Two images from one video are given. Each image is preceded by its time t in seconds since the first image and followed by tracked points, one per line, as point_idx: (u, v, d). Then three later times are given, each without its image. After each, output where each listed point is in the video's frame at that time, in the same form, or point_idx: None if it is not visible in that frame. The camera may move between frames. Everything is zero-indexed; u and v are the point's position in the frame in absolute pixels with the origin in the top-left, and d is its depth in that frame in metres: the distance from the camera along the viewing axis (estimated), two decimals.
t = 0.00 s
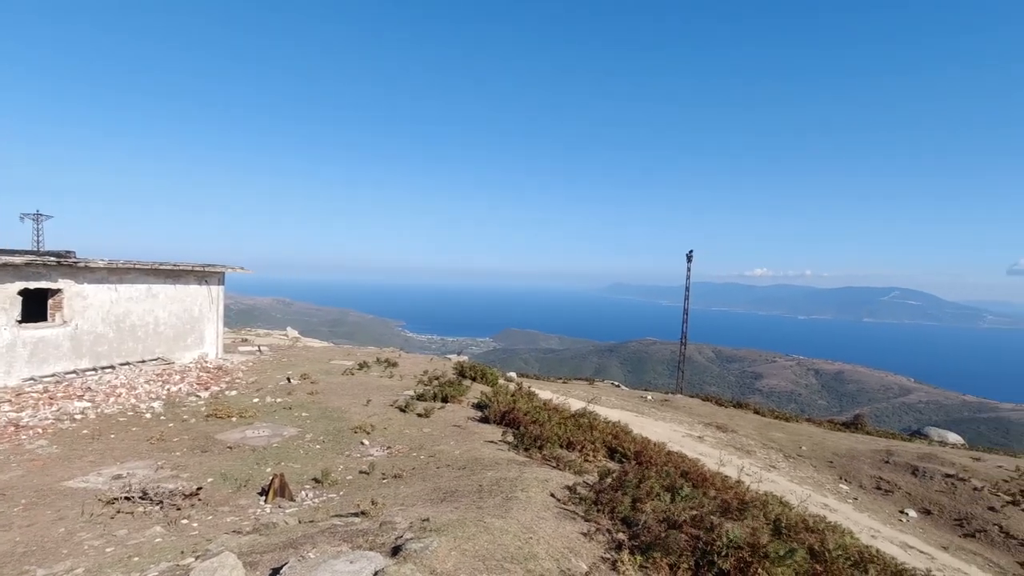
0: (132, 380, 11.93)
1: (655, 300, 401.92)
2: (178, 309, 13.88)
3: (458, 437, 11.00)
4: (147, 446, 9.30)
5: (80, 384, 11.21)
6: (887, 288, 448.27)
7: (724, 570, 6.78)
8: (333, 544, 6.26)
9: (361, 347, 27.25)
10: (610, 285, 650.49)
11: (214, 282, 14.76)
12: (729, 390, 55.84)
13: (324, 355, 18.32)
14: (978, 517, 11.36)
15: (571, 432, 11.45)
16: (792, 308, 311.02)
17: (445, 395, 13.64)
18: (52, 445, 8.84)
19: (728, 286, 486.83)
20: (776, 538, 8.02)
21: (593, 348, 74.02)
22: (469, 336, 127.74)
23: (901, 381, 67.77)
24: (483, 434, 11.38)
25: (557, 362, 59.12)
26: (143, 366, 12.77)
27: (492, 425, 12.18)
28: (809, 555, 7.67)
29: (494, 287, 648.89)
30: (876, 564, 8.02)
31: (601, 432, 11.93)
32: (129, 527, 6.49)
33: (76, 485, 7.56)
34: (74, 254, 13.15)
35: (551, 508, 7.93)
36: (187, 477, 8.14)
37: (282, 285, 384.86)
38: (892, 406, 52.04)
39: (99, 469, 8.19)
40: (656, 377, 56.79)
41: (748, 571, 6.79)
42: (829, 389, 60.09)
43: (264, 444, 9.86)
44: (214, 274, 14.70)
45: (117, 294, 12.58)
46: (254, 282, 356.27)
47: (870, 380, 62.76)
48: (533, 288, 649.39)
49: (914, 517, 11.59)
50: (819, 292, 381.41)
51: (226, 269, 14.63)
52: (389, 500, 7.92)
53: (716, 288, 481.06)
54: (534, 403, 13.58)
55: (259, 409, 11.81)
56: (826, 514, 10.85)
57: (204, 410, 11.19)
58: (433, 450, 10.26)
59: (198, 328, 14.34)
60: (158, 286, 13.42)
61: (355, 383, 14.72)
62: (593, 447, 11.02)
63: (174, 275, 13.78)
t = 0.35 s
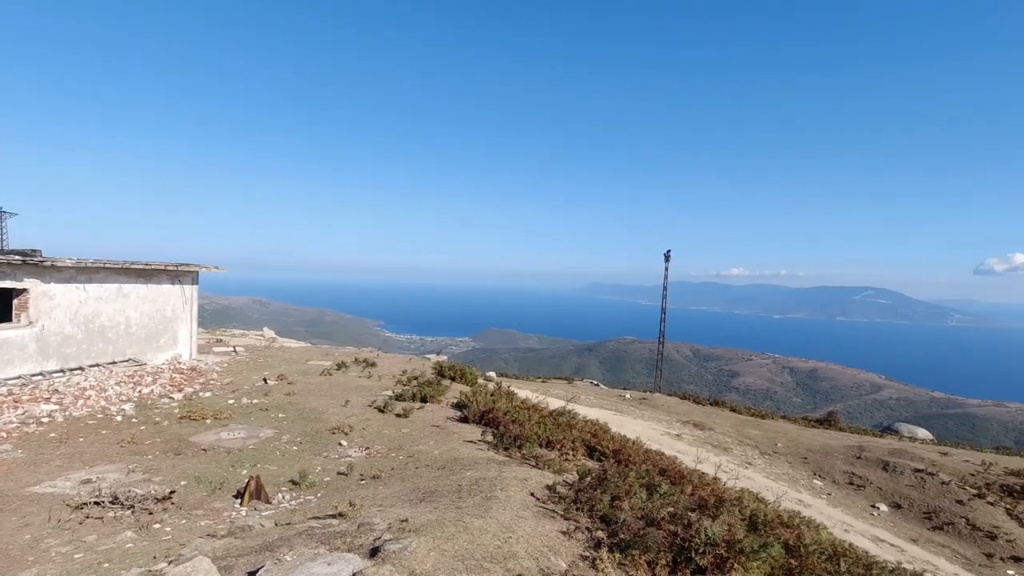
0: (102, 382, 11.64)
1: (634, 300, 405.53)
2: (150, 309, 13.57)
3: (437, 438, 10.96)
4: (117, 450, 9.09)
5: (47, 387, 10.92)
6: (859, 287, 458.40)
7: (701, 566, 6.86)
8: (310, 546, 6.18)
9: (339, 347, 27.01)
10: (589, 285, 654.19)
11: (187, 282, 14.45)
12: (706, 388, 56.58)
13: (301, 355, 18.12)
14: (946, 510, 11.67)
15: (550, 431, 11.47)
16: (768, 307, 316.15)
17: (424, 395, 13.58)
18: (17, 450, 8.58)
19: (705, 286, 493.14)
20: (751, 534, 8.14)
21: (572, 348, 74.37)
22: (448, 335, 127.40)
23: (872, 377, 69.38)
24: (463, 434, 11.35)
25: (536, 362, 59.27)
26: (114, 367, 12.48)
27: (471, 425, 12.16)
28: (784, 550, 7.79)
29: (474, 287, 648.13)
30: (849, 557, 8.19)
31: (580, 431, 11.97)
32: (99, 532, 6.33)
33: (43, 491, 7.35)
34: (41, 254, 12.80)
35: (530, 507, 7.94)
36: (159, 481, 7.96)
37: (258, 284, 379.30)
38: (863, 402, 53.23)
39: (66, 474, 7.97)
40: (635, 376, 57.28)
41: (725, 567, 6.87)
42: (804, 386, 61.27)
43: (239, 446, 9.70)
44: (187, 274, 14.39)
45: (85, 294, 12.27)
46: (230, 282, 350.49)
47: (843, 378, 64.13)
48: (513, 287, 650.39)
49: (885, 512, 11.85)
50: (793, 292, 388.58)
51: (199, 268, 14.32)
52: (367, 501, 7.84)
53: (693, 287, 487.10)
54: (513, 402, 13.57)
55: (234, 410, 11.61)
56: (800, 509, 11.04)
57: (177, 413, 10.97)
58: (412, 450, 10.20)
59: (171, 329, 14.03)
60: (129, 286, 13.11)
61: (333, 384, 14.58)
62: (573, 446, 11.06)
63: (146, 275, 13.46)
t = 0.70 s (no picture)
0: (75, 384, 11.38)
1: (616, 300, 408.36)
2: (125, 310, 13.29)
3: (419, 438, 10.91)
4: (91, 453, 8.89)
5: (17, 389, 10.66)
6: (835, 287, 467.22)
7: (682, 563, 6.91)
8: (290, 549, 6.10)
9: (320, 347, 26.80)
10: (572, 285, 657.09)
11: (164, 281, 14.16)
12: (687, 386, 57.14)
13: (281, 355, 17.93)
14: (920, 505, 11.91)
15: (533, 431, 11.48)
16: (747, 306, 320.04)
17: (406, 395, 13.51)
18: None
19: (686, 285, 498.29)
20: (731, 531, 8.23)
21: (554, 347, 74.71)
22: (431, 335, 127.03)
23: (849, 376, 70.66)
24: (445, 434, 11.32)
25: (519, 361, 59.38)
26: (87, 369, 12.22)
27: (454, 425, 12.12)
28: (763, 546, 7.89)
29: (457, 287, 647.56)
30: (826, 553, 8.32)
31: (563, 430, 12.01)
32: (71, 538, 6.18)
33: (13, 496, 7.16)
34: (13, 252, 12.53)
35: (513, 507, 7.93)
36: (135, 485, 7.80)
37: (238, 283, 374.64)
38: (841, 400, 54.20)
39: (38, 478, 7.78)
40: (617, 375, 57.66)
41: (706, 563, 6.93)
42: (783, 384, 62.18)
43: (218, 448, 9.55)
44: (164, 273, 14.10)
45: (58, 293, 12.00)
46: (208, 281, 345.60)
47: (820, 376, 65.21)
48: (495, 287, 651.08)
49: (862, 507, 12.06)
50: (772, 291, 394.53)
51: (176, 268, 14.03)
52: (349, 503, 7.77)
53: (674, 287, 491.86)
54: (496, 402, 13.55)
55: (213, 412, 11.43)
56: (780, 506, 11.19)
57: (154, 415, 10.76)
58: (394, 451, 10.15)
59: (147, 329, 13.74)
60: (104, 285, 12.83)
61: (314, 384, 14.44)
62: (555, 445, 11.08)
63: (120, 274, 13.18)
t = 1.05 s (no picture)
0: (48, 386, 11.13)
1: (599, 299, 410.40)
2: (100, 310, 12.99)
3: (402, 438, 10.85)
4: (65, 456, 8.69)
5: None
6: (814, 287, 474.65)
7: (665, 561, 6.96)
8: (271, 551, 6.03)
9: (301, 347, 26.50)
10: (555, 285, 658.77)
11: (142, 281, 13.84)
12: (670, 385, 57.59)
13: (262, 355, 17.72)
14: (897, 500, 12.14)
15: (516, 430, 11.49)
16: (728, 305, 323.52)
17: (389, 395, 13.42)
18: None
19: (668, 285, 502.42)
20: (713, 528, 8.30)
21: (537, 347, 74.84)
22: (414, 335, 126.30)
23: (828, 374, 71.77)
24: (429, 433, 11.27)
25: (502, 360, 59.33)
26: (60, 370, 11.98)
27: (437, 424, 12.09)
28: (745, 543, 7.97)
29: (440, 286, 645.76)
30: (806, 548, 8.44)
31: (546, 429, 12.03)
32: (44, 543, 6.04)
33: None
34: None
35: (496, 507, 7.91)
36: (111, 488, 7.64)
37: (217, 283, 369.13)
38: (820, 398, 55.07)
39: (9, 483, 7.58)
40: (600, 374, 57.97)
41: (688, 561, 6.98)
42: (763, 383, 62.98)
43: (197, 450, 9.40)
44: (142, 273, 13.80)
45: (30, 292, 11.78)
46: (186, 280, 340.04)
47: (800, 374, 66.18)
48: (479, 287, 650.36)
49: (840, 503, 12.25)
50: (752, 291, 399.50)
51: (154, 267, 13.74)
52: (331, 504, 7.70)
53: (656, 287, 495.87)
54: (479, 402, 13.53)
55: (192, 413, 11.25)
56: (760, 503, 11.33)
57: (130, 416, 10.55)
58: (377, 451, 10.07)
59: (124, 329, 13.45)
60: (78, 284, 12.57)
61: (295, 384, 14.31)
62: (539, 444, 11.10)
63: (95, 274, 12.90)
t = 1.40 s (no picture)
0: (20, 387, 10.92)
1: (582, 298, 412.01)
2: (74, 309, 12.73)
3: (385, 437, 10.80)
4: (37, 458, 8.52)
5: None
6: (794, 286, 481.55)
7: (645, 557, 7.02)
8: (250, 552, 5.97)
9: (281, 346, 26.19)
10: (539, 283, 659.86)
11: (118, 279, 13.59)
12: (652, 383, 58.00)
13: (242, 355, 17.49)
14: (874, 495, 12.35)
15: (499, 429, 11.49)
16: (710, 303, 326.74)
17: (371, 395, 13.33)
18: None
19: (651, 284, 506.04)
20: (693, 524, 8.39)
21: (521, 345, 74.93)
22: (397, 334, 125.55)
23: (807, 371, 72.87)
24: (411, 433, 11.23)
25: (485, 359, 59.22)
26: (31, 371, 11.76)
27: (419, 424, 12.05)
28: (724, 538, 8.06)
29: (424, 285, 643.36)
30: (785, 543, 8.54)
31: (529, 428, 12.04)
32: (16, 547, 5.91)
33: None
34: None
35: (478, 505, 7.91)
36: (85, 491, 7.50)
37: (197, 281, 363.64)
38: (799, 394, 55.90)
39: None
40: (583, 372, 58.22)
41: (669, 556, 7.04)
42: (744, 380, 63.78)
43: (174, 451, 9.27)
44: (118, 271, 13.55)
45: None
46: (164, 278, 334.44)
47: (780, 372, 67.07)
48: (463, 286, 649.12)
49: (818, 499, 12.46)
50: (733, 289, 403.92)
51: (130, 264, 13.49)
52: (312, 504, 7.63)
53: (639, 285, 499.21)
54: (461, 400, 13.50)
55: (169, 414, 11.08)
56: (740, 499, 11.47)
57: (105, 417, 10.36)
58: (359, 451, 10.00)
59: (99, 329, 13.20)
60: (50, 283, 12.35)
61: (276, 384, 14.15)
62: (521, 442, 11.13)
63: (69, 272, 12.66)
